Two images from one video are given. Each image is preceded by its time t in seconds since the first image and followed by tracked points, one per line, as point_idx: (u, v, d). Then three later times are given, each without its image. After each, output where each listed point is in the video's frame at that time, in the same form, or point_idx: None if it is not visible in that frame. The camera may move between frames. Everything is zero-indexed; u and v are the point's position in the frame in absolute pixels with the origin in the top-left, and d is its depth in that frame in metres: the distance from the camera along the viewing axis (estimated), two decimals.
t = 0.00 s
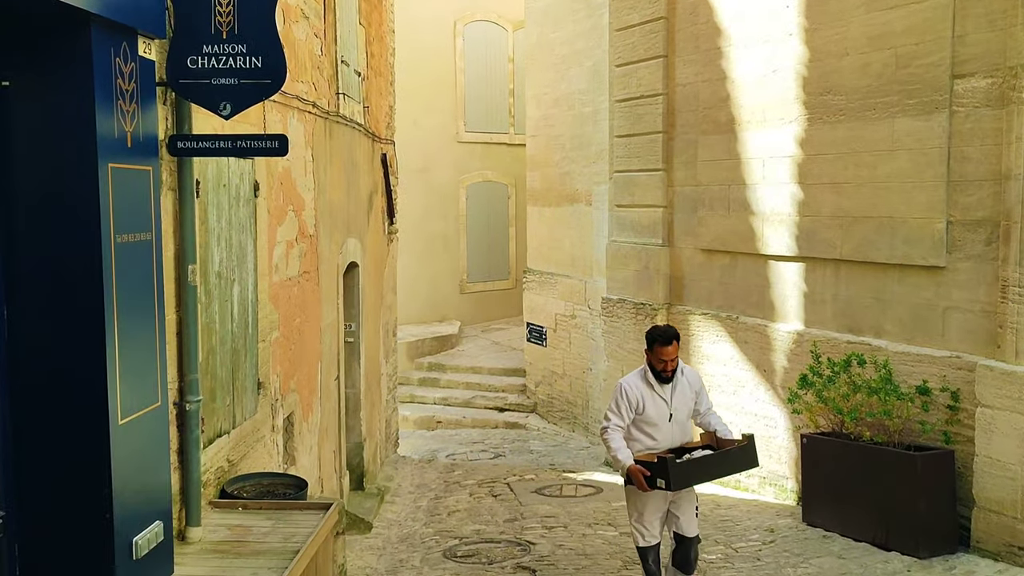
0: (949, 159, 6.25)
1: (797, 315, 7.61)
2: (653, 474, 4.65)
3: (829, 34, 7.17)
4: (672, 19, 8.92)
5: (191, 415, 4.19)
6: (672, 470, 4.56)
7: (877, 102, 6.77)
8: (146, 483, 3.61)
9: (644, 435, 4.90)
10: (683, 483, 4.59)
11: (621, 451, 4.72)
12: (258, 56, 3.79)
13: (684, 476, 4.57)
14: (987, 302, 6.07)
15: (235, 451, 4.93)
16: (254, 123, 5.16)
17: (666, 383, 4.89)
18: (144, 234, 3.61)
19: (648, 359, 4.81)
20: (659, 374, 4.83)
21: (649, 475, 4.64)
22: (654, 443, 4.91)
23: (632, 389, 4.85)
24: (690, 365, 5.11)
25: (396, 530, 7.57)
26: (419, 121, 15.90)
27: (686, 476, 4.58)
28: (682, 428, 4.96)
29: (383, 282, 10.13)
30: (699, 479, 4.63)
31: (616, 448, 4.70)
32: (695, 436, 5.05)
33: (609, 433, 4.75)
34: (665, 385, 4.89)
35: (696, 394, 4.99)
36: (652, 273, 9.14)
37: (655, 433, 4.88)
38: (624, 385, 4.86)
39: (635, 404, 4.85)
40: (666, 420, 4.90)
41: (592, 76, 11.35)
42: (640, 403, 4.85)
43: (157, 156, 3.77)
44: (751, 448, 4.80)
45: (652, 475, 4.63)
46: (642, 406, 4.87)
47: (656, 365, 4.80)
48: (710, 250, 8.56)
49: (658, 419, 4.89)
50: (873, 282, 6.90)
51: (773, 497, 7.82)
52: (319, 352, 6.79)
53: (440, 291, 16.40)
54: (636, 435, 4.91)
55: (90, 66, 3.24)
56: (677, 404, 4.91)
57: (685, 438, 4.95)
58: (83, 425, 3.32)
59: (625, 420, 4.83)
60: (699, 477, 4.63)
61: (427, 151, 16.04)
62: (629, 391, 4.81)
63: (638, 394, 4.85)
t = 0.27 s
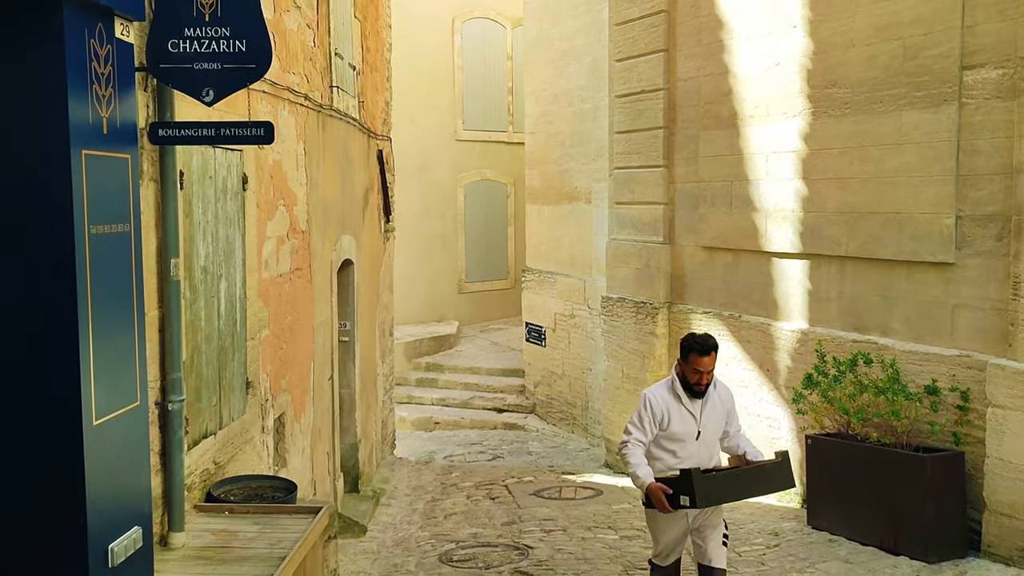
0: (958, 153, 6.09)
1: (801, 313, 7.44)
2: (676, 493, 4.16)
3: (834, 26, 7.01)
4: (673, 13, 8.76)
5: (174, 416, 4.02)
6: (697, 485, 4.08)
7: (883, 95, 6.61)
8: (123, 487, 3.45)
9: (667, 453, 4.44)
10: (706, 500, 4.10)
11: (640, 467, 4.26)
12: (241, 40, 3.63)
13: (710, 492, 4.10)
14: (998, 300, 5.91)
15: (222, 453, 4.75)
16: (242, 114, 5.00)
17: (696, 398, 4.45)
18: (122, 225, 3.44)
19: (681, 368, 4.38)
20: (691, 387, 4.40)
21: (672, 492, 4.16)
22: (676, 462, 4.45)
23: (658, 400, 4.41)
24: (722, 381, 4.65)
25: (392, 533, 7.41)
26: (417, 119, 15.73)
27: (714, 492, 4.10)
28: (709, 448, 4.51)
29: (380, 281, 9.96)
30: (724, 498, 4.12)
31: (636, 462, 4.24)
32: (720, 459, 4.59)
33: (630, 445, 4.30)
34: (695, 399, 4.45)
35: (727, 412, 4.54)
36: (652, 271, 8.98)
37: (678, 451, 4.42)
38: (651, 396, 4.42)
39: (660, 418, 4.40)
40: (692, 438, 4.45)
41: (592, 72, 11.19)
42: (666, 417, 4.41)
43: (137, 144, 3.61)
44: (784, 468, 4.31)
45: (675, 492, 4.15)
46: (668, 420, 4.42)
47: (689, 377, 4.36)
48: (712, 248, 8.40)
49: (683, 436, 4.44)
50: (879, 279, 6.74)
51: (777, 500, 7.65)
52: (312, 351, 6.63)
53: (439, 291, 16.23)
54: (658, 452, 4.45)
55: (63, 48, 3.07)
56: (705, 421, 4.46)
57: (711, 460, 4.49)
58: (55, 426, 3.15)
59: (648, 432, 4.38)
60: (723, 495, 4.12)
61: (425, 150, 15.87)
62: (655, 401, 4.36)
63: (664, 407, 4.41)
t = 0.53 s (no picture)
0: (969, 149, 5.91)
1: (805, 315, 7.26)
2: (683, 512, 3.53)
3: (841, 19, 6.82)
4: (674, 7, 8.57)
5: (153, 422, 3.82)
6: (702, 505, 3.42)
7: (891, 90, 6.42)
8: (95, 499, 3.25)
9: (691, 466, 3.81)
10: (714, 524, 3.43)
11: (655, 480, 3.66)
12: (222, 29, 3.44)
13: (717, 516, 3.42)
14: (1010, 301, 5.72)
15: (206, 460, 4.55)
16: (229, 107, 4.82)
17: (725, 402, 3.79)
18: (94, 221, 3.25)
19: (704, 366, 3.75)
20: (715, 386, 3.76)
21: (680, 510, 3.54)
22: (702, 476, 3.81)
23: (678, 403, 3.80)
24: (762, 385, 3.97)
25: (386, 541, 7.22)
26: (415, 118, 15.54)
27: (724, 518, 3.42)
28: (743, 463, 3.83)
29: (375, 281, 9.78)
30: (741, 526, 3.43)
31: (650, 475, 3.65)
32: (762, 475, 3.90)
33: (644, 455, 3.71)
34: (724, 403, 3.79)
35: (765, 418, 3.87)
36: (653, 272, 8.80)
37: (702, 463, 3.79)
38: (670, 397, 3.81)
39: (679, 423, 3.78)
40: (720, 449, 3.79)
41: (591, 69, 11.01)
42: (688, 422, 3.78)
43: (110, 136, 3.41)
44: (825, 489, 3.52)
45: (683, 510, 3.53)
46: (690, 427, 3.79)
47: (711, 374, 3.75)
48: (714, 247, 8.21)
49: (708, 446, 3.79)
50: (887, 279, 6.55)
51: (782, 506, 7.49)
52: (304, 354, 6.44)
53: (436, 292, 16.04)
54: (680, 464, 3.84)
55: (29, 32, 2.88)
56: (735, 429, 3.80)
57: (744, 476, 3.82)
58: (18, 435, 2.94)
59: (664, 440, 3.78)
60: (736, 520, 3.44)
61: (422, 149, 15.68)
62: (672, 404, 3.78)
63: (685, 411, 3.79)
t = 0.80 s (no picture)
0: (981, 144, 5.75)
1: (811, 315, 7.11)
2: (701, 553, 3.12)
3: (847, 13, 6.66)
4: (676, 2, 8.42)
5: (136, 426, 3.66)
6: (719, 545, 3.01)
7: (900, 84, 6.27)
8: (71, 508, 3.08)
9: (717, 494, 3.41)
10: (738, 566, 3.00)
11: (673, 515, 3.30)
12: (207, 14, 3.29)
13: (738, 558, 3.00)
14: None
15: (194, 465, 4.39)
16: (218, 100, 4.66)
17: (747, 419, 3.37)
18: (71, 215, 3.09)
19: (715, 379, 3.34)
20: (731, 402, 3.34)
21: (698, 549, 3.14)
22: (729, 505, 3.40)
23: (693, 425, 3.39)
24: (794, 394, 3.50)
25: (382, 546, 7.06)
26: (413, 116, 15.38)
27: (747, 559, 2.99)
28: (775, 487, 3.41)
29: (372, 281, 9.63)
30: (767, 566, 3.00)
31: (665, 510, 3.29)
32: (800, 499, 3.46)
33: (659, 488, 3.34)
34: (745, 419, 3.37)
35: (797, 435, 3.43)
36: (655, 271, 8.64)
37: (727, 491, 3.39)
38: (685, 418, 3.41)
39: (696, 448, 3.39)
40: (746, 473, 3.38)
41: (592, 66, 10.85)
42: (705, 445, 3.38)
43: (88, 127, 3.25)
44: (872, 518, 3.13)
45: (701, 550, 3.12)
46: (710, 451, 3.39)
47: (722, 387, 3.33)
48: (717, 246, 8.05)
49: (733, 470, 3.38)
50: (896, 278, 6.39)
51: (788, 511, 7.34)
52: (298, 355, 6.28)
53: (435, 293, 15.89)
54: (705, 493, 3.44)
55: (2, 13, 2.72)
56: (762, 449, 3.39)
57: (776, 502, 3.40)
58: None
59: (681, 468, 3.40)
60: (764, 561, 3.00)
61: (421, 148, 15.52)
62: (686, 427, 3.38)
63: (701, 434, 3.38)
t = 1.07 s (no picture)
0: (1000, 137, 5.58)
1: (822, 313, 6.93)
2: None
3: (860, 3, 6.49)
4: None
5: (126, 430, 3.48)
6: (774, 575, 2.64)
7: (915, 77, 6.10)
8: (52, 516, 2.91)
9: (763, 513, 2.96)
10: None
11: (711, 536, 2.85)
12: None
13: None
14: None
15: (189, 470, 4.22)
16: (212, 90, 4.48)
17: (804, 427, 2.92)
18: (51, 205, 2.91)
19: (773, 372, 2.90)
20: (790, 401, 2.89)
21: None
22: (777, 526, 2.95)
23: (739, 429, 2.93)
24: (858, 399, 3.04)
25: (383, 550, 6.88)
26: (413, 114, 15.20)
27: None
28: (832, 507, 2.96)
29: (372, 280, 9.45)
30: None
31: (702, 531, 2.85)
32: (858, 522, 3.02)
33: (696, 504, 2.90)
34: (802, 427, 2.92)
35: (859, 448, 2.99)
36: (661, 270, 8.46)
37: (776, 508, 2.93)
38: (730, 420, 2.94)
39: (742, 457, 2.93)
40: (800, 491, 2.93)
41: (595, 62, 10.67)
42: (753, 455, 2.92)
43: (71, 113, 3.08)
44: (953, 551, 2.77)
45: None
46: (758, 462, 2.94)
47: (782, 380, 2.88)
48: (726, 244, 7.88)
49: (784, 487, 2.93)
50: (911, 276, 6.23)
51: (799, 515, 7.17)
52: (296, 354, 6.11)
53: (436, 292, 15.71)
54: (749, 510, 2.98)
55: None
56: (819, 462, 2.94)
57: (833, 527, 2.95)
58: None
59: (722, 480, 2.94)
60: None
61: (421, 146, 15.34)
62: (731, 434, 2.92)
63: (749, 441, 2.92)
